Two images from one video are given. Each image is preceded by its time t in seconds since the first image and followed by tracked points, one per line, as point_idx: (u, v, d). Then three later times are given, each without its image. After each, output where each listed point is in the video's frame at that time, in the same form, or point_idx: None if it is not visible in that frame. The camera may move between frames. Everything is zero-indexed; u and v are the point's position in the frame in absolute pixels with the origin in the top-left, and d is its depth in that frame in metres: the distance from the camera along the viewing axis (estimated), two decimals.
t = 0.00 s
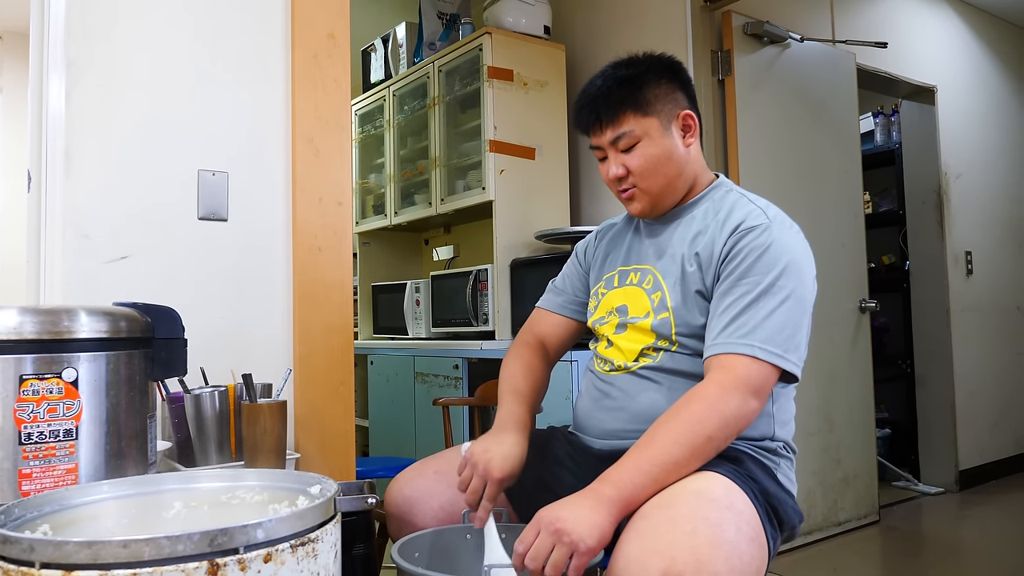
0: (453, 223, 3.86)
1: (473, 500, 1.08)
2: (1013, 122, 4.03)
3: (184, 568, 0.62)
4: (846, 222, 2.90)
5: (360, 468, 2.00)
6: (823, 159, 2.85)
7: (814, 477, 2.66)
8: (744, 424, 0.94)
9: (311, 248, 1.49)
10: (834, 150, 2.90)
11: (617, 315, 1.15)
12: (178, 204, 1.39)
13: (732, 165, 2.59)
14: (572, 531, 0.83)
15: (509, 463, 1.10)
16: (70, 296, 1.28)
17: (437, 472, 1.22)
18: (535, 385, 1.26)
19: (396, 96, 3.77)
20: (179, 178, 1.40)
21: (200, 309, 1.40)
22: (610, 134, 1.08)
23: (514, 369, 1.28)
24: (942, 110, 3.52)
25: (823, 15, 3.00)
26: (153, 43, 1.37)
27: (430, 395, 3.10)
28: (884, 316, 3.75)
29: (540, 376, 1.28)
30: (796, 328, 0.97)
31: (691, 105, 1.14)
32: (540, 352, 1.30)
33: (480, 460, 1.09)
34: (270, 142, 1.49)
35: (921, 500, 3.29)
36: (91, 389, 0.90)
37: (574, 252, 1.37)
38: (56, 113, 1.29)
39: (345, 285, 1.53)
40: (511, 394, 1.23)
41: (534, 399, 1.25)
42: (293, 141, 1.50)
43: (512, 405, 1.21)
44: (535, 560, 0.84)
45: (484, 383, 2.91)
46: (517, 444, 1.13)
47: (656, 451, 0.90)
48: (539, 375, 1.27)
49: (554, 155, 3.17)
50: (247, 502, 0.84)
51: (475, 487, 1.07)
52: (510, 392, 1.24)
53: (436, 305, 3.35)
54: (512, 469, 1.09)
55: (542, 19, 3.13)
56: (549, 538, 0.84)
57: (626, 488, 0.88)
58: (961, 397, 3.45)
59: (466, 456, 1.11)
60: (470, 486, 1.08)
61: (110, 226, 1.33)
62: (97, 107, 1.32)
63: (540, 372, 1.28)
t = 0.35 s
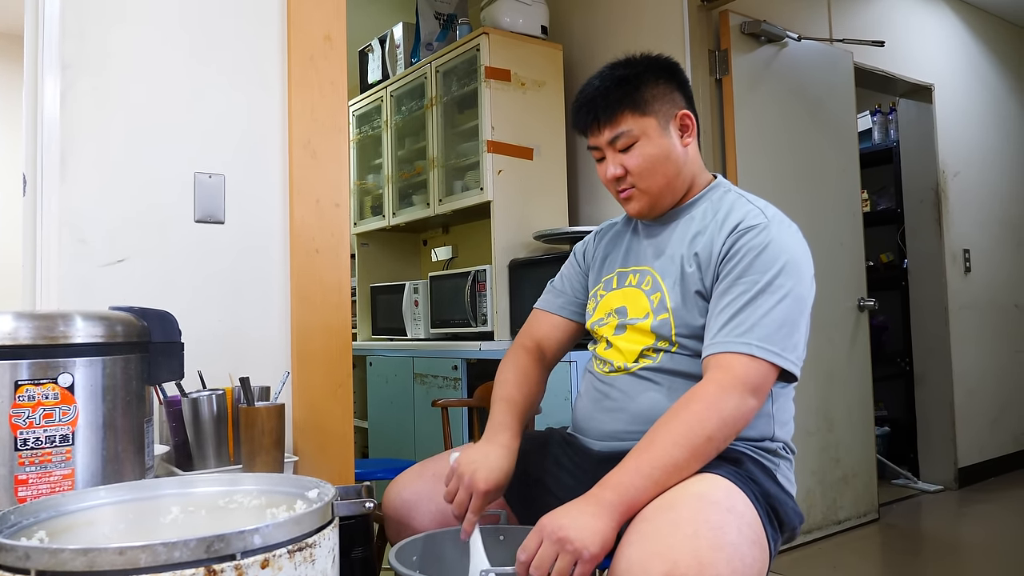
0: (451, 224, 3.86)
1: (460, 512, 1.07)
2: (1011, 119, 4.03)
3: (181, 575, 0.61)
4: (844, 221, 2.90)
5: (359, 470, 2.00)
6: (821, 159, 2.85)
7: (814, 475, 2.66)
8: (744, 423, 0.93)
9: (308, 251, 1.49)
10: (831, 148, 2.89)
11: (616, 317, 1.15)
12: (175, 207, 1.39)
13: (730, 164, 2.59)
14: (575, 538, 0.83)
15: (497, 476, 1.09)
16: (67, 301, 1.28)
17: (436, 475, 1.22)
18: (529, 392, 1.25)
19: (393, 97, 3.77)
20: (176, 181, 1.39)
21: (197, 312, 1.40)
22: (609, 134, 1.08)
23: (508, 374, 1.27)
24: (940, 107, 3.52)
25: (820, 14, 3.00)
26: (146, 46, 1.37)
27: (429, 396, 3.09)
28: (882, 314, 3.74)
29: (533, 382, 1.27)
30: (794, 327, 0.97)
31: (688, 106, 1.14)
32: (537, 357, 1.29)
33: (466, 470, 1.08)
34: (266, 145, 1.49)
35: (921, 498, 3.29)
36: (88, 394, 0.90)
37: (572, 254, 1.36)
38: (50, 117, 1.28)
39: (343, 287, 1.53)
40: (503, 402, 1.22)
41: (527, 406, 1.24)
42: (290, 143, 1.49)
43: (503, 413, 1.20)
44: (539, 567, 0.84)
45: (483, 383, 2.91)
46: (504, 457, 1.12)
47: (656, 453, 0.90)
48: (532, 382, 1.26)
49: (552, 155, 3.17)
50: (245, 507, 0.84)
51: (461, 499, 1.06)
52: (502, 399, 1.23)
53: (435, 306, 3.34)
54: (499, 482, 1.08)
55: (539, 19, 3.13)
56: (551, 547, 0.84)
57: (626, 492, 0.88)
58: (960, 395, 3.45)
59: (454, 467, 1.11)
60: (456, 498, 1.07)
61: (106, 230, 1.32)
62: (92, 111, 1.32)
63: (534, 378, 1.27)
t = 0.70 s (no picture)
0: (450, 225, 3.87)
1: (451, 521, 1.07)
2: (1009, 116, 4.04)
3: None
4: (843, 220, 2.91)
5: (360, 472, 2.00)
6: (818, 158, 2.86)
7: (814, 475, 2.67)
8: (741, 424, 0.94)
9: (308, 254, 1.50)
10: (829, 148, 2.90)
11: (614, 320, 1.15)
12: (176, 212, 1.40)
13: (729, 164, 2.59)
14: (574, 543, 0.84)
15: (489, 484, 1.09)
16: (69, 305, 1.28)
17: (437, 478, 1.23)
18: (527, 398, 1.26)
19: (392, 99, 3.77)
20: (176, 186, 1.40)
21: (198, 316, 1.41)
22: (605, 134, 1.09)
23: (504, 379, 1.27)
24: (938, 106, 3.53)
25: (818, 13, 3.01)
26: (145, 52, 1.38)
27: (429, 397, 3.10)
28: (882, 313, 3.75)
29: (531, 387, 1.27)
30: (792, 327, 0.98)
31: (685, 106, 1.15)
32: (534, 361, 1.29)
33: (457, 479, 1.09)
34: (266, 148, 1.50)
35: (921, 497, 3.29)
36: (91, 398, 0.91)
37: (570, 255, 1.37)
38: (50, 122, 1.29)
39: (343, 290, 1.54)
40: (497, 408, 1.23)
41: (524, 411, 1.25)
42: (289, 146, 1.50)
43: (498, 421, 1.21)
44: (539, 571, 0.85)
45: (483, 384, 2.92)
46: (494, 465, 1.12)
47: (654, 456, 0.90)
48: (529, 386, 1.26)
49: (551, 156, 3.17)
50: (247, 510, 0.84)
51: (452, 507, 1.06)
52: (497, 404, 1.23)
53: (434, 308, 3.35)
54: (490, 491, 1.09)
55: (536, 20, 3.14)
56: (551, 550, 0.85)
57: (624, 495, 0.89)
58: (960, 393, 3.46)
59: (445, 476, 1.11)
60: (448, 506, 1.07)
61: (107, 235, 1.33)
62: (91, 116, 1.32)
63: (531, 382, 1.27)
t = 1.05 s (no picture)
0: (449, 228, 3.88)
1: (453, 513, 1.08)
2: (1008, 118, 4.05)
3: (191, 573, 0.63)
4: (841, 222, 2.92)
5: (361, 474, 2.01)
6: (817, 160, 2.87)
7: (814, 477, 2.68)
8: (740, 423, 0.95)
9: (308, 256, 1.51)
10: (827, 149, 2.92)
11: (613, 321, 1.16)
12: (178, 215, 1.41)
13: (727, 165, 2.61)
14: (574, 543, 0.85)
15: (489, 473, 1.10)
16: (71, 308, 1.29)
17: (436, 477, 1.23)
18: (529, 398, 1.27)
19: (390, 102, 3.79)
20: (176, 188, 1.41)
21: (200, 318, 1.41)
22: (603, 130, 1.10)
23: (506, 379, 1.28)
24: (937, 107, 3.55)
25: (816, 15, 3.03)
26: (145, 55, 1.39)
27: (430, 400, 3.10)
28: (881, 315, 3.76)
29: (533, 388, 1.28)
30: (789, 326, 0.99)
31: (681, 106, 1.17)
32: (536, 363, 1.30)
33: (457, 470, 1.10)
34: (266, 152, 1.51)
35: (921, 498, 3.30)
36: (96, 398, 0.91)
37: (568, 257, 1.38)
38: (52, 125, 1.30)
39: (343, 293, 1.55)
40: (501, 407, 1.24)
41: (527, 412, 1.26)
42: (289, 148, 1.51)
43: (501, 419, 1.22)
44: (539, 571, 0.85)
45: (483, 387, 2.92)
46: (494, 454, 1.14)
47: (653, 455, 0.91)
48: (531, 387, 1.27)
49: (549, 159, 3.18)
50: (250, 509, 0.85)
51: (454, 498, 1.07)
52: (500, 404, 1.24)
53: (434, 310, 3.36)
54: (490, 480, 1.10)
55: (534, 23, 3.16)
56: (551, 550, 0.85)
57: (623, 495, 0.90)
58: (959, 395, 3.47)
59: (445, 469, 1.12)
60: (448, 498, 1.08)
61: (109, 238, 1.34)
62: (93, 119, 1.33)
63: (533, 383, 1.28)
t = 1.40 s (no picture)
0: (450, 229, 3.89)
1: (460, 498, 1.10)
2: (1012, 128, 4.06)
3: (194, 557, 0.63)
4: (842, 227, 2.93)
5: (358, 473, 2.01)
6: (819, 166, 2.88)
7: (811, 481, 2.68)
8: (740, 421, 0.95)
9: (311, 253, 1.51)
10: (829, 155, 2.92)
11: (613, 320, 1.17)
12: (180, 208, 1.41)
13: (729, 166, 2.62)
14: (574, 538, 0.85)
15: (493, 457, 1.12)
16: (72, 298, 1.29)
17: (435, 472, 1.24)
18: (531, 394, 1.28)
19: (393, 102, 3.80)
20: (179, 182, 1.41)
21: (201, 312, 1.42)
22: (605, 124, 1.11)
23: (509, 376, 1.29)
24: (940, 114, 3.56)
25: (820, 20, 3.04)
26: (150, 48, 1.39)
27: (428, 401, 3.10)
28: (880, 321, 3.77)
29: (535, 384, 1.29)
30: (790, 325, 0.99)
31: (684, 103, 1.17)
32: (538, 360, 1.31)
33: (461, 455, 1.11)
34: (269, 147, 1.51)
35: (917, 505, 3.30)
36: (99, 386, 0.91)
37: (570, 257, 1.38)
38: (57, 117, 1.30)
39: (345, 290, 1.55)
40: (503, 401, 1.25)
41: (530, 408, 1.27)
42: (292, 144, 1.51)
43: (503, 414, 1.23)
44: (539, 567, 0.85)
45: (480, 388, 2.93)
46: (498, 439, 1.15)
47: (653, 452, 0.92)
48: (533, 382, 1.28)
49: (551, 160, 3.19)
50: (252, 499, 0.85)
51: (460, 483, 1.09)
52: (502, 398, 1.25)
53: (433, 310, 3.36)
54: (495, 463, 1.11)
55: (538, 24, 3.17)
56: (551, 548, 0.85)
57: (624, 490, 0.90)
58: (957, 403, 3.48)
59: (450, 457, 1.13)
60: (454, 483, 1.10)
61: (111, 230, 1.34)
62: (97, 111, 1.34)
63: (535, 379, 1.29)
